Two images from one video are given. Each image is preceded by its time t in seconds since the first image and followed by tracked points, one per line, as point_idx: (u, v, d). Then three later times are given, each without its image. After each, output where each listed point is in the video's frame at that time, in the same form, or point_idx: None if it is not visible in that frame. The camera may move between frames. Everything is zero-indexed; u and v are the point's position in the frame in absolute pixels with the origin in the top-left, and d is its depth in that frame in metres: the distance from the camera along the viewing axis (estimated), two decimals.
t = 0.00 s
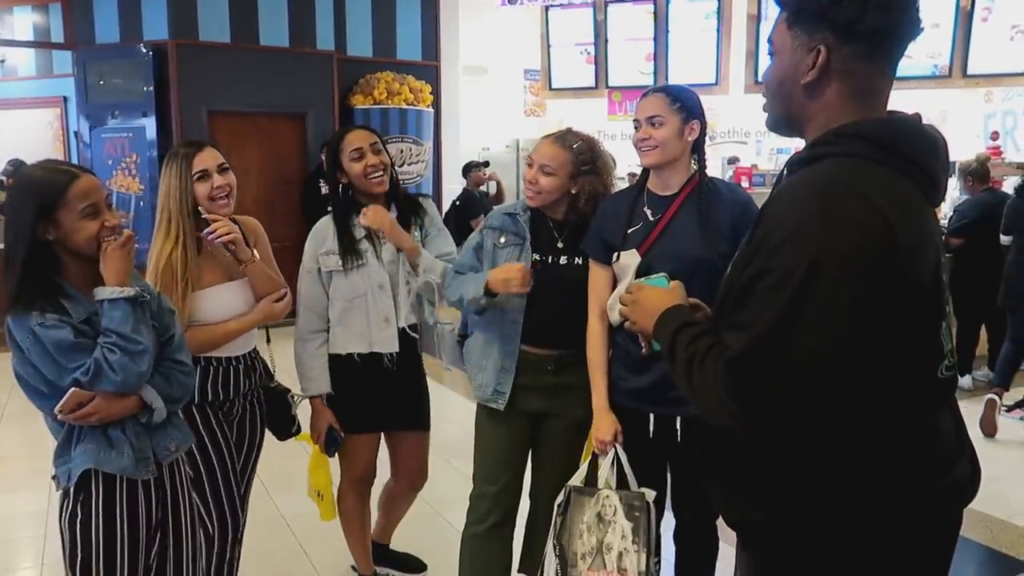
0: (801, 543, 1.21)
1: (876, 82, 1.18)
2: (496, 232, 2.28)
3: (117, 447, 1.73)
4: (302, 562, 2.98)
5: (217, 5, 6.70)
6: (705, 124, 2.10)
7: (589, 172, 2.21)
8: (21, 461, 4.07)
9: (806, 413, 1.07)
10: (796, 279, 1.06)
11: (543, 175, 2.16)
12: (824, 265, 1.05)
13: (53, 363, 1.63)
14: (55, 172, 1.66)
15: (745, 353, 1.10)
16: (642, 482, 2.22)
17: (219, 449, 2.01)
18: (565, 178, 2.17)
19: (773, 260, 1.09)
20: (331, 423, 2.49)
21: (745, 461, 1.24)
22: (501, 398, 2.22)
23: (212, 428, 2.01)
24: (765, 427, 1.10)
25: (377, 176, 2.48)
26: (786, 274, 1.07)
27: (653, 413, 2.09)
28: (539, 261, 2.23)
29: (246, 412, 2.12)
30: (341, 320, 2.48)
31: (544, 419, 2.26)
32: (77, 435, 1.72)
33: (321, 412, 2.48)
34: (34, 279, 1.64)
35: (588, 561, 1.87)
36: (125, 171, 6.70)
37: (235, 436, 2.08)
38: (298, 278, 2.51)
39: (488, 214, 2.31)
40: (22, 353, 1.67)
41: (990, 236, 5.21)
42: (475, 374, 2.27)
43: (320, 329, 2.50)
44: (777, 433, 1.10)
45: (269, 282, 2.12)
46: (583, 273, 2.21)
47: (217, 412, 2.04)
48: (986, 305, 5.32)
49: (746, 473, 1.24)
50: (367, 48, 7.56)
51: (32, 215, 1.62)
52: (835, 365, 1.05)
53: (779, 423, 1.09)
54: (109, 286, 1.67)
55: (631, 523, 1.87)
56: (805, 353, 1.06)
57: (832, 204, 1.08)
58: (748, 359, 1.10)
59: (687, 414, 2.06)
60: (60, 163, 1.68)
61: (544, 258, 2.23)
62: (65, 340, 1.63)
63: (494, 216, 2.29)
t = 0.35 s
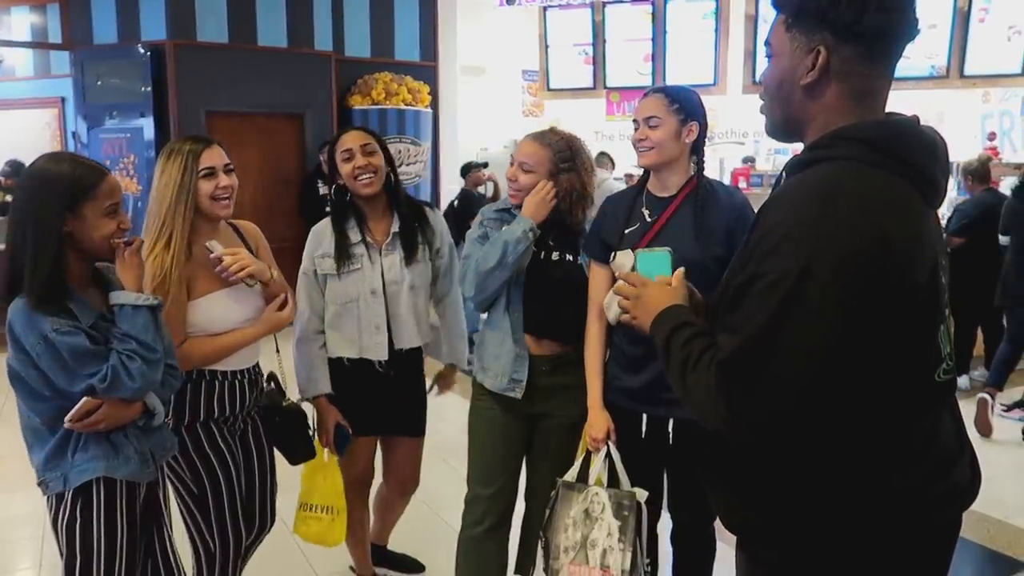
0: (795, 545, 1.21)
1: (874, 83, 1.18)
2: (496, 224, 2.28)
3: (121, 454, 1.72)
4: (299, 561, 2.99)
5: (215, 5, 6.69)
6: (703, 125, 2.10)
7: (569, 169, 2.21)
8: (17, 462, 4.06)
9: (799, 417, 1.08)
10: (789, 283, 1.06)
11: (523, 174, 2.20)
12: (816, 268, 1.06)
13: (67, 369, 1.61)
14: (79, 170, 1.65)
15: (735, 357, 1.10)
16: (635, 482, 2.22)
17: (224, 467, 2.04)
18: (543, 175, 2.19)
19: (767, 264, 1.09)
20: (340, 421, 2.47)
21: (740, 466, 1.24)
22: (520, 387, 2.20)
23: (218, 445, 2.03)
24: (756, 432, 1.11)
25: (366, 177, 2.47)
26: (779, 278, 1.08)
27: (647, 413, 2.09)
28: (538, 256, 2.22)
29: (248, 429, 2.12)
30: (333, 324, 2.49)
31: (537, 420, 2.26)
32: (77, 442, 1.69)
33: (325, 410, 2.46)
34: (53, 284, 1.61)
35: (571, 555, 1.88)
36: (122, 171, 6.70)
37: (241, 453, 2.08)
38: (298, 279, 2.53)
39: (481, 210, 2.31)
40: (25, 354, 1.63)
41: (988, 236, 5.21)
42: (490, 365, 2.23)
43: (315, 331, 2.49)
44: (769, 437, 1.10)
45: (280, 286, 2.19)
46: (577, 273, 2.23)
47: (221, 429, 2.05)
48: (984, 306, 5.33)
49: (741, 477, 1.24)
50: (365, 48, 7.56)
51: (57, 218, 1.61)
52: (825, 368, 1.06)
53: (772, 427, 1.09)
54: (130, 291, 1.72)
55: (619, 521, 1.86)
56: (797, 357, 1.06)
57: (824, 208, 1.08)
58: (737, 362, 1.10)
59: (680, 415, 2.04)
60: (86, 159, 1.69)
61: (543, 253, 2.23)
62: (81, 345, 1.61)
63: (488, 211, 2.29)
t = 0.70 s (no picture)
0: (802, 553, 1.20)
1: (866, 85, 1.18)
2: (484, 226, 2.27)
3: (129, 455, 1.71)
4: (295, 563, 2.99)
5: (213, 7, 6.69)
6: (703, 127, 2.08)
7: (553, 170, 2.20)
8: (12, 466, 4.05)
9: (817, 419, 1.07)
10: (800, 289, 1.06)
11: (508, 176, 2.20)
12: (827, 272, 1.05)
13: (84, 369, 1.60)
14: (102, 177, 1.64)
15: (759, 363, 1.09)
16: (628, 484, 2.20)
17: (224, 476, 2.03)
18: (527, 177, 2.18)
19: (776, 270, 1.09)
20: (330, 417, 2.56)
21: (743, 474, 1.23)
22: (507, 389, 2.18)
23: (223, 454, 2.03)
24: (768, 439, 1.10)
25: (354, 183, 2.44)
26: (793, 280, 1.07)
27: (639, 415, 2.08)
28: (528, 258, 2.22)
29: (255, 439, 2.12)
30: (323, 329, 2.52)
31: (528, 423, 2.25)
32: (82, 443, 1.66)
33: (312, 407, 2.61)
34: (76, 284, 1.60)
35: (559, 550, 1.88)
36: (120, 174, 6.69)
37: (245, 462, 2.07)
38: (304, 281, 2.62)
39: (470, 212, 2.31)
40: (36, 353, 1.60)
41: (986, 239, 5.22)
42: (476, 367, 2.21)
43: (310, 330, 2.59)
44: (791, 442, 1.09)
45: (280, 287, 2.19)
46: (569, 277, 2.23)
47: (223, 438, 2.04)
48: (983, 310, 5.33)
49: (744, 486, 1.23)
50: (363, 51, 7.56)
51: (88, 217, 1.61)
52: (840, 370, 1.06)
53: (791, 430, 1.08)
54: (150, 294, 1.75)
55: (609, 519, 1.86)
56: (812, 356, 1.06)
57: (832, 212, 1.08)
58: (757, 373, 1.10)
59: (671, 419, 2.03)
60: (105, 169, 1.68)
61: (533, 256, 2.22)
62: (100, 345, 1.60)
63: (476, 214, 2.29)
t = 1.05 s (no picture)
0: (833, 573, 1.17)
1: (847, 105, 1.19)
2: (479, 237, 2.28)
3: (136, 463, 1.71)
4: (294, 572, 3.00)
5: (213, 16, 6.71)
6: (705, 139, 2.09)
7: (551, 184, 2.20)
8: (10, 475, 4.04)
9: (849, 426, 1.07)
10: (822, 300, 1.06)
11: (505, 190, 2.21)
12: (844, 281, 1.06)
13: (85, 376, 1.60)
14: (102, 187, 1.65)
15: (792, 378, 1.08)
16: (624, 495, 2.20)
17: (224, 487, 2.02)
18: (525, 191, 2.19)
19: (791, 285, 1.08)
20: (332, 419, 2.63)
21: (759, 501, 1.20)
22: (502, 401, 2.18)
23: (224, 464, 2.02)
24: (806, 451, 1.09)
25: (349, 193, 2.47)
26: (810, 294, 1.06)
27: (636, 426, 2.08)
28: (523, 270, 2.22)
29: (259, 450, 2.10)
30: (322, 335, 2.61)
31: (524, 435, 2.24)
32: (90, 451, 1.67)
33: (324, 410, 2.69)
34: (78, 290, 1.61)
35: (548, 555, 1.90)
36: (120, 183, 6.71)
37: (246, 473, 2.06)
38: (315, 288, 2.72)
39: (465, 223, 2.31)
40: (39, 363, 1.60)
41: (983, 249, 5.24)
42: (471, 379, 2.21)
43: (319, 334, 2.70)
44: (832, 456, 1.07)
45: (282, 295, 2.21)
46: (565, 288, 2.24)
47: (224, 449, 2.03)
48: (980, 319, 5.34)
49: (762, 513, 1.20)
50: (362, 60, 7.58)
51: (91, 225, 1.61)
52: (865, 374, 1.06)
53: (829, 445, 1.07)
54: (152, 299, 1.75)
55: (600, 528, 1.87)
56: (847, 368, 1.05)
57: (834, 224, 1.09)
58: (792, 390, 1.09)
59: (666, 430, 2.04)
60: (108, 179, 1.69)
61: (528, 267, 2.23)
62: (101, 352, 1.61)
63: (471, 225, 2.30)
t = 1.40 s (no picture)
0: None
1: (795, 117, 1.20)
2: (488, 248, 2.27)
3: (146, 473, 1.70)
4: None
5: (225, 32, 6.77)
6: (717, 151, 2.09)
7: (552, 186, 2.21)
8: (20, 488, 4.05)
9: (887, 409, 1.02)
10: (845, 287, 1.01)
11: (507, 196, 2.22)
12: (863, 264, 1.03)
13: (96, 385, 1.60)
14: (115, 197, 1.67)
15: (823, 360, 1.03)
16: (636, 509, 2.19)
17: (232, 492, 2.02)
18: (527, 195, 2.20)
19: (809, 277, 1.03)
20: (365, 420, 2.62)
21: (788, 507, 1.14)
22: (518, 412, 2.17)
23: (226, 471, 2.00)
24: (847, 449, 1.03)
25: (396, 213, 2.49)
26: (831, 282, 1.02)
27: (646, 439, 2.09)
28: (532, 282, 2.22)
29: (256, 449, 2.11)
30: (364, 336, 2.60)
31: (532, 451, 2.23)
32: (100, 461, 1.67)
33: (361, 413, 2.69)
34: (88, 300, 1.62)
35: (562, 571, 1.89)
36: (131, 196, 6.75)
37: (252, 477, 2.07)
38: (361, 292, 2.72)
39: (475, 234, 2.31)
40: (50, 372, 1.61)
41: (994, 262, 5.21)
42: (485, 391, 2.20)
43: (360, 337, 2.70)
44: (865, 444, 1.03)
45: (291, 312, 2.16)
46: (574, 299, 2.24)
47: (230, 453, 2.02)
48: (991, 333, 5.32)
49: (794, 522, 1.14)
50: (372, 74, 7.63)
51: (100, 234, 1.63)
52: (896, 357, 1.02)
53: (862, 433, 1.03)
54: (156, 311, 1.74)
55: (613, 542, 1.85)
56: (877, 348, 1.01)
57: (838, 211, 1.07)
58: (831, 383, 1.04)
59: (675, 444, 2.04)
60: (126, 193, 1.71)
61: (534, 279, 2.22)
62: (111, 361, 1.61)
63: (479, 236, 2.29)
